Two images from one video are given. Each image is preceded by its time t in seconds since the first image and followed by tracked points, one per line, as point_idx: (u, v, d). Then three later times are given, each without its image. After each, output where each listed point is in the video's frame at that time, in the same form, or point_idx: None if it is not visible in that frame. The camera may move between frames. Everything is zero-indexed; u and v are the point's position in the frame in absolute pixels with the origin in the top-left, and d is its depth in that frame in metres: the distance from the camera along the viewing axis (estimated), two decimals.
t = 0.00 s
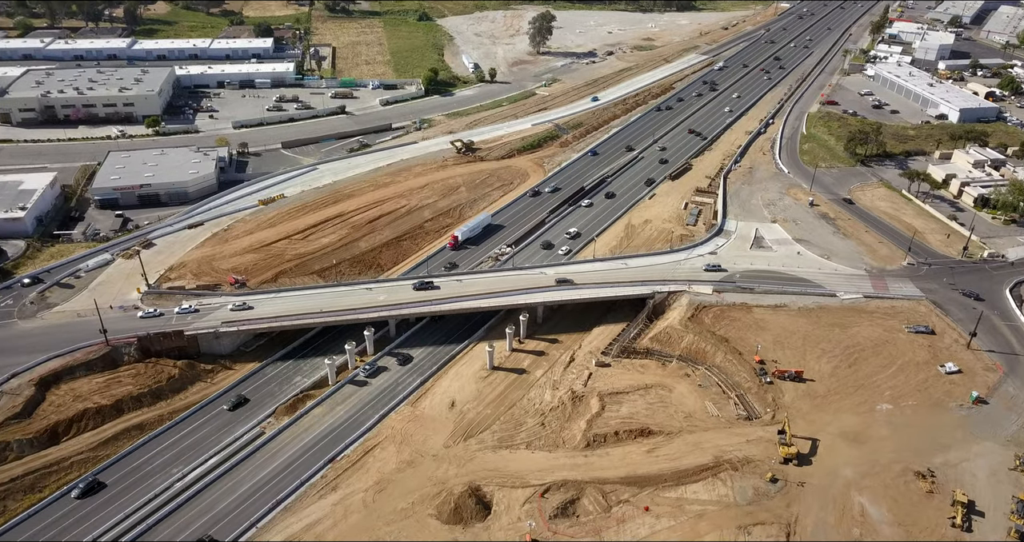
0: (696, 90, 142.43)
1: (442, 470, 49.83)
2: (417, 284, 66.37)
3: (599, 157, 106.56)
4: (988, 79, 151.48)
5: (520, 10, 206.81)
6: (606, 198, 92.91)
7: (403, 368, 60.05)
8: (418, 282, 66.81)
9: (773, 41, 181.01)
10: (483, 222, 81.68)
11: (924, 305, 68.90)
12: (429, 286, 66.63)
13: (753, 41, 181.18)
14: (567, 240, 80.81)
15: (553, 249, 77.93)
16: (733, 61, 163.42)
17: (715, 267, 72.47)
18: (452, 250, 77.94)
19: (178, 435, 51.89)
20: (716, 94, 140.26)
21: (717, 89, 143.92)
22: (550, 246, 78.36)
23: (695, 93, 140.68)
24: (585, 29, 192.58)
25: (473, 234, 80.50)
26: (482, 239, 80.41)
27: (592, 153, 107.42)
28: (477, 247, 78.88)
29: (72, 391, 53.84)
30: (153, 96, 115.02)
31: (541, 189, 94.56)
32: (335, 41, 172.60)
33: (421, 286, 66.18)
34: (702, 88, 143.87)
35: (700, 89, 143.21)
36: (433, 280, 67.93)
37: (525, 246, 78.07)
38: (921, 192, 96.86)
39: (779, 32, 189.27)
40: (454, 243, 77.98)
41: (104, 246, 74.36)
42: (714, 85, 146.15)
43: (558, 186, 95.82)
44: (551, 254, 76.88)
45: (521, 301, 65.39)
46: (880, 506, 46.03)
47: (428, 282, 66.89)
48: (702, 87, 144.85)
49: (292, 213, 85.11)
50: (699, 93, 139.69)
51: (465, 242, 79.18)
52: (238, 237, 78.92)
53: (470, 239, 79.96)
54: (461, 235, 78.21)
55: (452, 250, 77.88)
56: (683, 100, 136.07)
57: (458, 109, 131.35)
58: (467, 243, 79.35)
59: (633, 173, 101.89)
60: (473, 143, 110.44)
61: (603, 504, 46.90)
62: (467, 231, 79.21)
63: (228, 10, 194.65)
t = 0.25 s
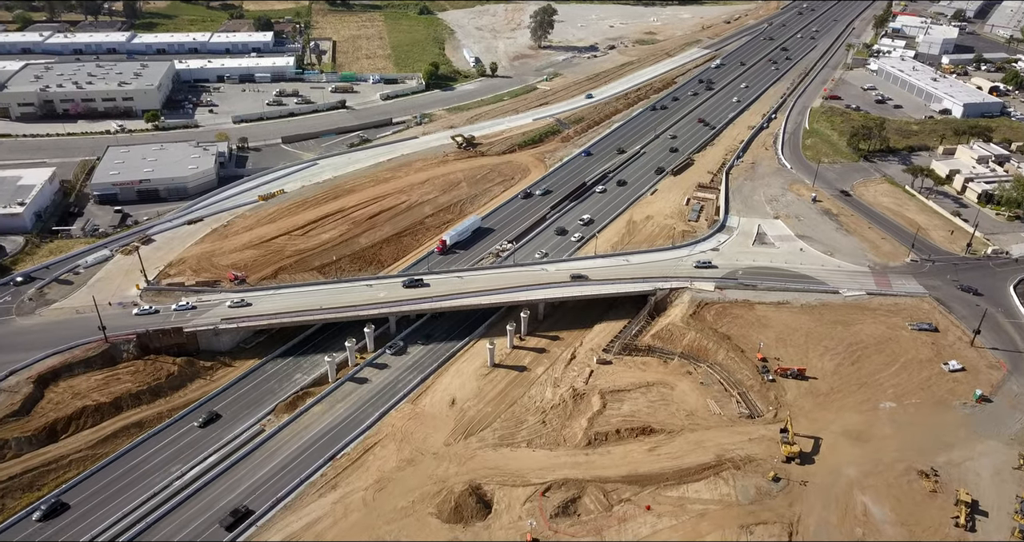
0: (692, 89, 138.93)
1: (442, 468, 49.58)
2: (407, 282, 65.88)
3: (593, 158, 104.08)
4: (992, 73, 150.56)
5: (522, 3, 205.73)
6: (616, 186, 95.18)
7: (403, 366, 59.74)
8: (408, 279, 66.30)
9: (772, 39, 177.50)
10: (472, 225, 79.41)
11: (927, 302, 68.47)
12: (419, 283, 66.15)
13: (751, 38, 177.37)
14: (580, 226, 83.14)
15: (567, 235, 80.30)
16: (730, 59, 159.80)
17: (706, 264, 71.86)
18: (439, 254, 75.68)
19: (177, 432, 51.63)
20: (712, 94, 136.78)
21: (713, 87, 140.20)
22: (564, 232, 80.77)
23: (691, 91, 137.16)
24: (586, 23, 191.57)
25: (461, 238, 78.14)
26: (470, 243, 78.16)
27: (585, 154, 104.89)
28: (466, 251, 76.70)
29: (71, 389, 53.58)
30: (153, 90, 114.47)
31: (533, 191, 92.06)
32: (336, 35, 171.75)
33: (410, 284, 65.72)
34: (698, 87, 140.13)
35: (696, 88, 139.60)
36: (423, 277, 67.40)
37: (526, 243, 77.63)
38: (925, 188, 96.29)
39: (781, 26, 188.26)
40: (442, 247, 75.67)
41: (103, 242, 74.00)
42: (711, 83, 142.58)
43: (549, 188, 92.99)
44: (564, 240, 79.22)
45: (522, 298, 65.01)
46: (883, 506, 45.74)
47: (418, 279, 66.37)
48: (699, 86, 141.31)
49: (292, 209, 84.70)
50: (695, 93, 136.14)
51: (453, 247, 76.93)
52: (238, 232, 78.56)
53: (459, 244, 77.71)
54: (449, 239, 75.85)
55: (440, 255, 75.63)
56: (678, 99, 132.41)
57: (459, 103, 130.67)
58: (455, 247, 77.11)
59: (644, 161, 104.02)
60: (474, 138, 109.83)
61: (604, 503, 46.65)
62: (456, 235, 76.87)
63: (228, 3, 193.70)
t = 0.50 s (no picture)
0: (687, 88, 135.26)
1: (443, 467, 49.30)
2: (397, 279, 65.27)
3: (587, 158, 101.37)
4: (995, 68, 149.65)
5: None
6: (628, 173, 97.31)
7: (403, 363, 59.44)
8: (397, 277, 65.68)
9: (769, 35, 173.93)
10: (461, 229, 76.84)
11: (931, 299, 68.03)
12: (409, 281, 65.57)
13: (749, 35, 173.48)
14: (593, 212, 85.27)
15: (580, 221, 82.61)
16: (726, 56, 156.01)
17: (698, 261, 71.06)
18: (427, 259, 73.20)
19: (176, 429, 51.39)
20: (708, 93, 133.07)
21: (709, 86, 136.41)
22: (578, 218, 83.09)
23: (686, 90, 133.54)
24: (588, 17, 190.47)
25: (449, 242, 75.60)
26: (459, 248, 75.71)
27: (579, 154, 102.12)
28: (454, 255, 74.28)
29: (69, 386, 53.34)
30: (152, 85, 113.86)
31: (524, 193, 89.42)
32: (336, 29, 170.80)
33: (400, 282, 65.16)
34: (694, 86, 136.22)
35: (692, 87, 135.79)
36: (412, 275, 66.77)
37: (526, 239, 77.17)
38: (928, 184, 95.71)
39: (784, 20, 187.12)
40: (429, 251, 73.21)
41: (102, 238, 73.61)
42: (707, 82, 138.90)
43: (540, 191, 90.15)
44: (578, 226, 81.52)
45: (523, 295, 64.64)
46: (886, 505, 45.45)
47: (407, 276, 65.76)
48: (695, 84, 137.56)
49: (292, 204, 84.25)
50: (691, 91, 132.42)
51: (440, 251, 74.44)
52: (237, 228, 78.16)
53: (447, 248, 75.20)
54: (437, 244, 73.29)
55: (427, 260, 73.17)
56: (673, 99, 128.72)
57: (459, 98, 129.93)
58: (443, 252, 74.64)
59: (654, 149, 106.06)
60: (474, 132, 109.18)
61: (606, 502, 46.38)
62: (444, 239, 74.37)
63: None
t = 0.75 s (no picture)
0: (682, 86, 131.94)
1: (443, 465, 49.06)
2: (387, 277, 64.71)
3: (580, 160, 99.05)
4: (999, 62, 148.73)
5: None
6: (638, 161, 99.36)
7: (403, 360, 59.14)
8: (387, 274, 65.07)
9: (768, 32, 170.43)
10: (448, 233, 74.61)
11: (934, 296, 67.63)
12: (399, 278, 65.02)
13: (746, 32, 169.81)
14: (605, 200, 87.29)
15: (593, 208, 84.88)
16: (723, 54, 152.25)
17: (687, 258, 70.39)
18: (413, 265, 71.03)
19: (175, 428, 51.15)
20: (703, 93, 129.61)
21: (705, 86, 132.95)
22: (590, 205, 85.44)
23: (682, 90, 130.20)
24: (589, 10, 189.46)
25: (437, 247, 73.55)
26: (446, 253, 73.60)
27: (571, 155, 99.73)
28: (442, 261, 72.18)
29: (68, 383, 53.09)
30: (151, 80, 113.30)
31: (515, 196, 87.23)
32: (336, 23, 169.91)
33: (390, 279, 64.61)
34: (690, 86, 132.82)
35: (687, 86, 132.42)
36: (402, 272, 66.17)
37: (527, 236, 76.76)
38: (931, 179, 95.16)
39: (786, 13, 186.11)
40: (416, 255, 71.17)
41: (101, 234, 73.28)
42: (703, 81, 135.49)
43: (529, 194, 87.76)
44: (590, 212, 83.78)
45: (524, 292, 64.29)
46: (888, 504, 45.19)
47: (397, 274, 65.19)
48: (691, 83, 134.06)
49: (291, 200, 83.83)
50: (685, 90, 129.17)
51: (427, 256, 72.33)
52: (237, 224, 77.77)
53: (434, 253, 72.91)
54: (423, 248, 71.23)
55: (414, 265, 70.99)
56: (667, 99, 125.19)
57: (459, 92, 129.27)
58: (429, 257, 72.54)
59: (663, 139, 107.87)
60: (475, 127, 108.61)
61: (607, 501, 46.14)
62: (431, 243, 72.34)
63: None
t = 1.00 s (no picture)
0: (676, 86, 128.50)
1: (443, 464, 48.79)
2: (375, 275, 64.24)
3: (572, 160, 96.36)
4: (1002, 56, 147.89)
5: None
6: (648, 150, 101.21)
7: (403, 357, 58.85)
8: (376, 272, 64.59)
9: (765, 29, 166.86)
10: (434, 238, 72.21)
11: (936, 293, 67.24)
12: (388, 276, 64.54)
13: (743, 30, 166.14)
14: (606, 195, 86.84)
15: (605, 195, 86.85)
16: (718, 53, 148.36)
17: (675, 255, 69.59)
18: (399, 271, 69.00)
19: (174, 426, 50.88)
20: (697, 92, 125.96)
21: (699, 86, 129.20)
22: (602, 191, 87.47)
23: (675, 89, 126.69)
24: (590, 4, 188.34)
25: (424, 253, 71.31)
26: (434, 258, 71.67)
27: (563, 156, 96.88)
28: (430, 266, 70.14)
29: (65, 381, 52.78)
30: (149, 74, 112.62)
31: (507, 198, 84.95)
32: (335, 16, 168.91)
33: (379, 277, 64.14)
34: (684, 85, 129.26)
35: (681, 85, 128.85)
36: (397, 269, 65.67)
37: (527, 232, 76.30)
38: (934, 175, 94.63)
39: (788, 7, 185.04)
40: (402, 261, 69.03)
41: (99, 230, 72.89)
42: (697, 80, 131.80)
43: (518, 197, 85.02)
44: (602, 199, 85.77)
45: (524, 289, 63.91)
46: (891, 503, 44.92)
47: (387, 272, 64.73)
48: (685, 83, 130.44)
49: (290, 196, 83.35)
50: (679, 90, 125.83)
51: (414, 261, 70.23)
52: (235, 220, 77.33)
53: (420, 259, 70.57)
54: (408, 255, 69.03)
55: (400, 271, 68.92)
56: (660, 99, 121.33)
57: (460, 87, 128.57)
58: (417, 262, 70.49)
59: (672, 128, 109.45)
60: (475, 122, 108.02)
61: (608, 500, 45.86)
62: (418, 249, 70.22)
63: None
